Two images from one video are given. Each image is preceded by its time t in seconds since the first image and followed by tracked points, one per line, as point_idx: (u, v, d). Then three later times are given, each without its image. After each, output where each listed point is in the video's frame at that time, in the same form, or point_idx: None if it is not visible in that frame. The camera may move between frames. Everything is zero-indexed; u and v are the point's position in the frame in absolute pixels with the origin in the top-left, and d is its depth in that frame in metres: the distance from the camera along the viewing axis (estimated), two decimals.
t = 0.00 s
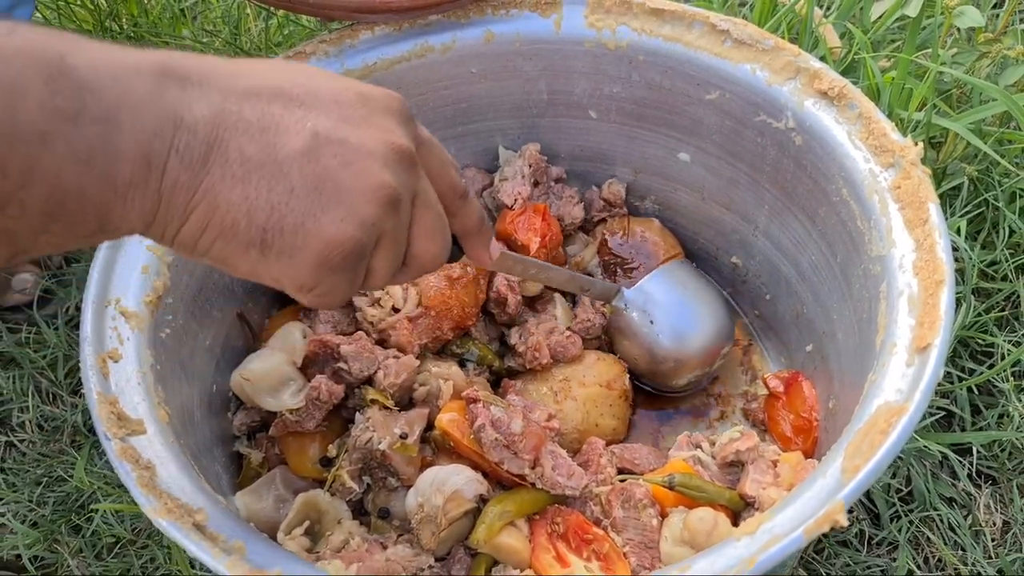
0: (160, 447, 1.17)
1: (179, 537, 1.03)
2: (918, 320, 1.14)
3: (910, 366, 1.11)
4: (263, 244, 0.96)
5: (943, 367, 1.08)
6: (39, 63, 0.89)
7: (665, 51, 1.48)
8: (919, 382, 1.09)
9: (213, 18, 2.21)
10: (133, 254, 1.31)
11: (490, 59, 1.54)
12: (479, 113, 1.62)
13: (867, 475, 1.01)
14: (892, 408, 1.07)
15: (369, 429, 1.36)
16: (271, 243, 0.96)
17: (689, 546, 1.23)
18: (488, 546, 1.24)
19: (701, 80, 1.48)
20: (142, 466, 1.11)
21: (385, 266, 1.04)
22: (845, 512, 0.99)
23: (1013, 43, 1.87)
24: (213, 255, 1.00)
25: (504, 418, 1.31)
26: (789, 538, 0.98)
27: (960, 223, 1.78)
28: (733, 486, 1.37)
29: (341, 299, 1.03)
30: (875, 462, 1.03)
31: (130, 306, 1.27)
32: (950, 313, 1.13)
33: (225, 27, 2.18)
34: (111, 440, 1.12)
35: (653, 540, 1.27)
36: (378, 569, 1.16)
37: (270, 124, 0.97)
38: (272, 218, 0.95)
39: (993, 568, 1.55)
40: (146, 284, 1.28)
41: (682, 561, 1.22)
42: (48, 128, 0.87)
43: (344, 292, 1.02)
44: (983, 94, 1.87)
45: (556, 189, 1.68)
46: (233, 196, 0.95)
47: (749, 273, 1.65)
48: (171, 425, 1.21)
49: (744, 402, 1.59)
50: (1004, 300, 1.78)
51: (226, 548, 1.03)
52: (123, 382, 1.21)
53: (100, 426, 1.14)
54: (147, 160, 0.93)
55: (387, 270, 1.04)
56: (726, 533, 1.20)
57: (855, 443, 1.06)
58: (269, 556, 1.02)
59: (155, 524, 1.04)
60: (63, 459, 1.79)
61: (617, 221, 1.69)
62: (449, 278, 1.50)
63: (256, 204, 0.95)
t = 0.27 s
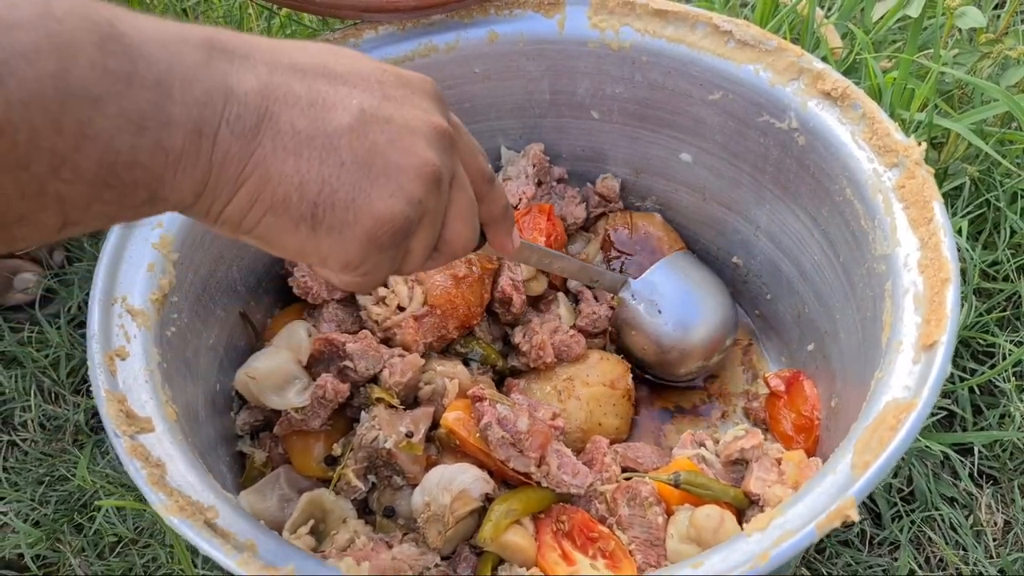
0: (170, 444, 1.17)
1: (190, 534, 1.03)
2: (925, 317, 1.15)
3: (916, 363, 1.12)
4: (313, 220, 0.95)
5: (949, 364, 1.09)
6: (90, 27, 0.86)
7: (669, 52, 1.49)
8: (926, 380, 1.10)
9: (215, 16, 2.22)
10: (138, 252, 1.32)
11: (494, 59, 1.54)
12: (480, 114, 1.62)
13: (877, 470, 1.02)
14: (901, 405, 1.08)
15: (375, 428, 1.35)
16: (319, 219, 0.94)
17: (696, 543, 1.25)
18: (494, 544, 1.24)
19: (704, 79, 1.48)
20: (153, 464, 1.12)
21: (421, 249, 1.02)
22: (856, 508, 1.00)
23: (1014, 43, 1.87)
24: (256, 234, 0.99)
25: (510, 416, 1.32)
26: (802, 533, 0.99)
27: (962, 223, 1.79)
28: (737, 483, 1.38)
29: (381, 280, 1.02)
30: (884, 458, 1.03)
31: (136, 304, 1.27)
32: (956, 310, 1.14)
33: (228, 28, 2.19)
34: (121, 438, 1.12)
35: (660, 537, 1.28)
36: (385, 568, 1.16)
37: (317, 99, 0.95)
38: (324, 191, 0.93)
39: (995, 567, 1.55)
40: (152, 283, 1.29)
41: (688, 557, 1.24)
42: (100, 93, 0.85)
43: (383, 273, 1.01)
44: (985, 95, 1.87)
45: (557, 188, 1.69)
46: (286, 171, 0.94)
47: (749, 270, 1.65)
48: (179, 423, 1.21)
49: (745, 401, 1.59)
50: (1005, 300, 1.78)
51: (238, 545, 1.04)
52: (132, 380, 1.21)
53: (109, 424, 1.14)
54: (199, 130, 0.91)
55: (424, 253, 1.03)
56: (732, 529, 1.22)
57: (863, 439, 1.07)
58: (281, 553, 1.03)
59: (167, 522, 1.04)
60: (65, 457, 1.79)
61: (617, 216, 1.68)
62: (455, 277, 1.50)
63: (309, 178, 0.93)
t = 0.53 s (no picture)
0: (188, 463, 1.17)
1: (226, 544, 1.03)
2: (914, 259, 1.22)
3: (913, 303, 1.17)
4: (284, 261, 1.00)
5: (945, 296, 1.15)
6: (98, 50, 0.83)
7: (629, 39, 1.59)
8: (926, 316, 1.15)
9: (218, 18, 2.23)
10: (130, 281, 1.32)
11: (459, 64, 1.64)
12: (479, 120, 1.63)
13: (893, 403, 1.07)
14: (903, 341, 1.14)
15: (383, 434, 1.36)
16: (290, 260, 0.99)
17: (714, 508, 1.29)
18: (517, 534, 1.28)
19: (668, 62, 1.59)
20: (177, 481, 1.11)
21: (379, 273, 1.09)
22: (877, 441, 1.04)
23: (1015, 45, 1.88)
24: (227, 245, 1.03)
25: (516, 407, 1.35)
26: (829, 470, 1.02)
27: (963, 226, 1.79)
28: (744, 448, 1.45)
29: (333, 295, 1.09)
30: (897, 393, 1.08)
31: (136, 330, 1.28)
32: (943, 247, 1.20)
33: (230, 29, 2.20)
34: (141, 460, 1.11)
35: (678, 507, 1.33)
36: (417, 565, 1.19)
37: (324, 150, 0.94)
38: (301, 244, 0.98)
39: (998, 570, 1.55)
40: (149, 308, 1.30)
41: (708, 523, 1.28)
42: (93, 130, 0.84)
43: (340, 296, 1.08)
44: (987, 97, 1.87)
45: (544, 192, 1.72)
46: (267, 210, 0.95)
47: (727, 244, 1.76)
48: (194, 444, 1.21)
49: (738, 370, 1.69)
50: (1007, 303, 1.78)
51: (274, 550, 1.03)
52: (142, 404, 1.21)
53: (127, 447, 1.13)
54: (190, 162, 0.90)
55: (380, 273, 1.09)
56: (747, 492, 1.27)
57: (873, 377, 1.12)
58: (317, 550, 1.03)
59: (201, 534, 1.04)
60: (68, 459, 1.80)
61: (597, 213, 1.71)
62: (442, 277, 1.54)
63: (289, 232, 0.97)
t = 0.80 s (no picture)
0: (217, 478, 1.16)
1: (267, 553, 1.03)
2: (913, 238, 1.24)
3: (915, 280, 1.20)
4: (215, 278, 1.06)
5: (947, 272, 1.18)
6: (63, 113, 0.85)
7: (613, 38, 1.61)
8: (930, 292, 1.18)
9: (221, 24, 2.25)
10: (138, 299, 1.32)
11: (444, 69, 1.65)
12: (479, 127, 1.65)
13: (909, 378, 1.10)
14: (911, 317, 1.17)
15: (397, 439, 1.39)
16: (219, 279, 1.05)
17: (727, 493, 1.32)
18: (536, 530, 1.31)
19: (651, 60, 1.60)
20: (212, 495, 1.10)
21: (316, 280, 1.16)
22: (899, 412, 1.08)
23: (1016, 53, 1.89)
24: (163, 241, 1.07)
25: (529, 404, 1.38)
26: (855, 445, 1.06)
27: (963, 232, 1.80)
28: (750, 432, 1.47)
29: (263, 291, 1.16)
30: (911, 366, 1.11)
31: (150, 348, 1.27)
32: (941, 225, 1.22)
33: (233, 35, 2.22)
34: (173, 475, 1.10)
35: (691, 495, 1.35)
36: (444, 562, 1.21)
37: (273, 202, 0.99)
38: (230, 272, 1.03)
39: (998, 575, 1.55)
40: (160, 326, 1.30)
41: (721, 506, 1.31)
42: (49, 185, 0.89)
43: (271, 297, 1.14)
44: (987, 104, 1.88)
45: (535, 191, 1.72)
46: (217, 241, 1.00)
47: (716, 236, 1.79)
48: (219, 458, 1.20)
49: (733, 360, 1.72)
50: (1007, 309, 1.79)
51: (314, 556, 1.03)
52: (164, 421, 1.20)
53: (157, 464, 1.12)
54: (140, 205, 0.95)
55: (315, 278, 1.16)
56: (758, 476, 1.30)
57: (885, 353, 1.15)
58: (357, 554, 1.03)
59: (242, 546, 1.04)
60: (73, 463, 1.81)
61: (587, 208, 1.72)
62: (445, 282, 1.56)
63: (221, 261, 1.02)
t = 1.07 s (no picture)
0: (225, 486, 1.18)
1: (275, 560, 1.06)
2: (909, 253, 1.27)
3: (912, 295, 1.23)
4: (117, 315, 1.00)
5: (943, 288, 1.21)
6: None
7: (615, 50, 1.63)
8: (927, 306, 1.21)
9: (226, 34, 2.28)
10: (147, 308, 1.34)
11: (449, 79, 1.67)
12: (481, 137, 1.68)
13: (904, 392, 1.13)
14: (906, 331, 1.20)
15: (401, 446, 1.41)
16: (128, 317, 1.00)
17: (726, 501, 1.35)
18: (537, 536, 1.33)
19: (653, 72, 1.63)
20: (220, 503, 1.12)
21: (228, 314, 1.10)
22: (893, 426, 1.10)
23: (1012, 64, 1.91)
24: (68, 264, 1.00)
25: (530, 412, 1.41)
26: (851, 457, 1.08)
27: (959, 241, 1.82)
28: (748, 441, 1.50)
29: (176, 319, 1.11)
30: (906, 380, 1.14)
31: (159, 356, 1.29)
32: (936, 240, 1.25)
33: (238, 44, 2.25)
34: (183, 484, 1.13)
35: (690, 502, 1.39)
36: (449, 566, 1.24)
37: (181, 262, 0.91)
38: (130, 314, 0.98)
39: None
40: (169, 334, 1.31)
41: (720, 515, 1.34)
42: None
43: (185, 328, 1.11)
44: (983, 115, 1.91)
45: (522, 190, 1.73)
46: (119, 290, 0.94)
47: (715, 246, 1.81)
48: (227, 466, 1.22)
49: (732, 368, 1.74)
50: (1003, 316, 1.81)
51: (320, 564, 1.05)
52: (173, 429, 1.22)
53: (167, 473, 1.14)
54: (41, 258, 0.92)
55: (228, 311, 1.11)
56: (756, 484, 1.34)
57: (881, 367, 1.18)
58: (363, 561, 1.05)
59: (251, 553, 1.06)
60: (79, 468, 1.83)
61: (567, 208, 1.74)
62: (449, 291, 1.59)
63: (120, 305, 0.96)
